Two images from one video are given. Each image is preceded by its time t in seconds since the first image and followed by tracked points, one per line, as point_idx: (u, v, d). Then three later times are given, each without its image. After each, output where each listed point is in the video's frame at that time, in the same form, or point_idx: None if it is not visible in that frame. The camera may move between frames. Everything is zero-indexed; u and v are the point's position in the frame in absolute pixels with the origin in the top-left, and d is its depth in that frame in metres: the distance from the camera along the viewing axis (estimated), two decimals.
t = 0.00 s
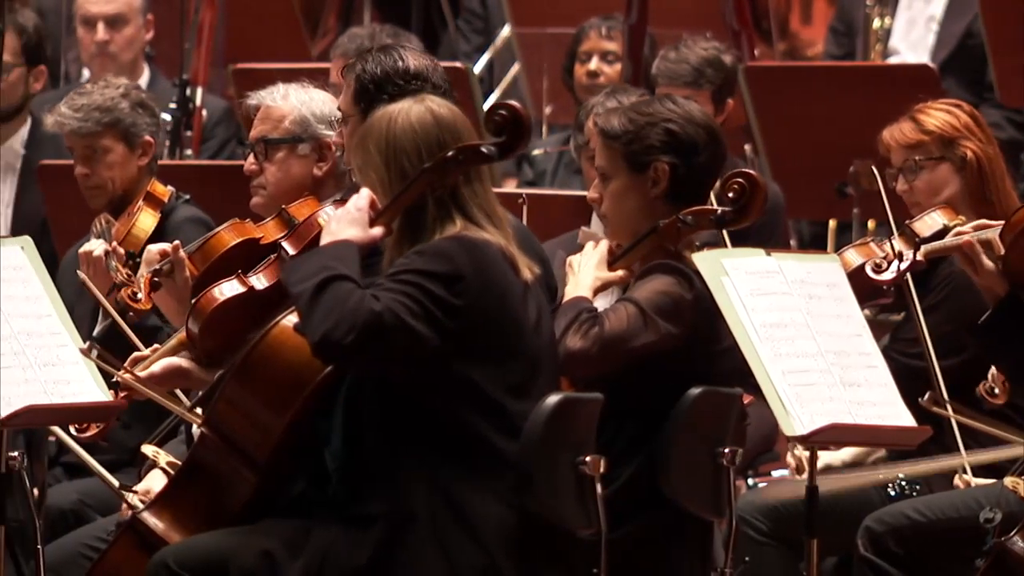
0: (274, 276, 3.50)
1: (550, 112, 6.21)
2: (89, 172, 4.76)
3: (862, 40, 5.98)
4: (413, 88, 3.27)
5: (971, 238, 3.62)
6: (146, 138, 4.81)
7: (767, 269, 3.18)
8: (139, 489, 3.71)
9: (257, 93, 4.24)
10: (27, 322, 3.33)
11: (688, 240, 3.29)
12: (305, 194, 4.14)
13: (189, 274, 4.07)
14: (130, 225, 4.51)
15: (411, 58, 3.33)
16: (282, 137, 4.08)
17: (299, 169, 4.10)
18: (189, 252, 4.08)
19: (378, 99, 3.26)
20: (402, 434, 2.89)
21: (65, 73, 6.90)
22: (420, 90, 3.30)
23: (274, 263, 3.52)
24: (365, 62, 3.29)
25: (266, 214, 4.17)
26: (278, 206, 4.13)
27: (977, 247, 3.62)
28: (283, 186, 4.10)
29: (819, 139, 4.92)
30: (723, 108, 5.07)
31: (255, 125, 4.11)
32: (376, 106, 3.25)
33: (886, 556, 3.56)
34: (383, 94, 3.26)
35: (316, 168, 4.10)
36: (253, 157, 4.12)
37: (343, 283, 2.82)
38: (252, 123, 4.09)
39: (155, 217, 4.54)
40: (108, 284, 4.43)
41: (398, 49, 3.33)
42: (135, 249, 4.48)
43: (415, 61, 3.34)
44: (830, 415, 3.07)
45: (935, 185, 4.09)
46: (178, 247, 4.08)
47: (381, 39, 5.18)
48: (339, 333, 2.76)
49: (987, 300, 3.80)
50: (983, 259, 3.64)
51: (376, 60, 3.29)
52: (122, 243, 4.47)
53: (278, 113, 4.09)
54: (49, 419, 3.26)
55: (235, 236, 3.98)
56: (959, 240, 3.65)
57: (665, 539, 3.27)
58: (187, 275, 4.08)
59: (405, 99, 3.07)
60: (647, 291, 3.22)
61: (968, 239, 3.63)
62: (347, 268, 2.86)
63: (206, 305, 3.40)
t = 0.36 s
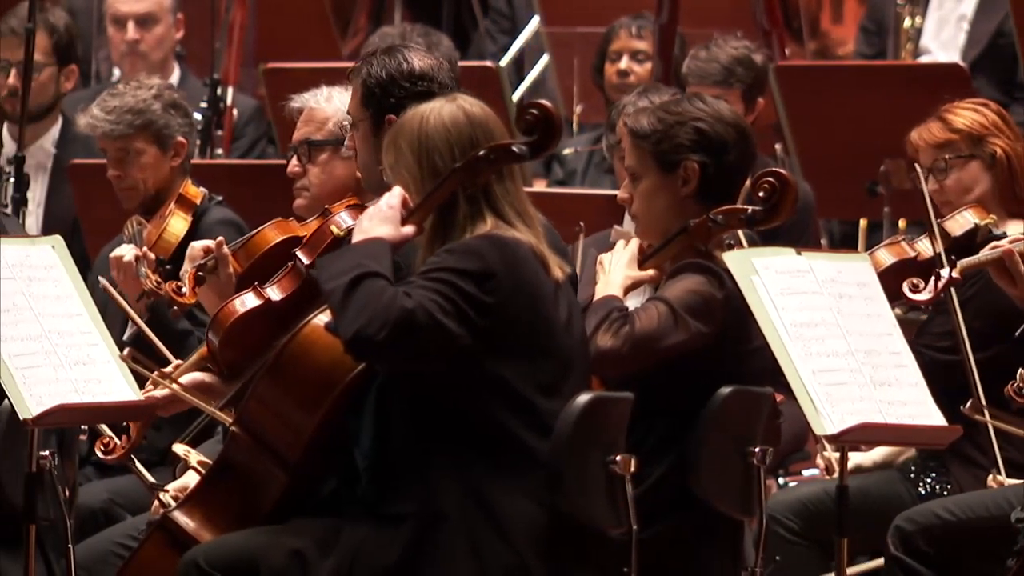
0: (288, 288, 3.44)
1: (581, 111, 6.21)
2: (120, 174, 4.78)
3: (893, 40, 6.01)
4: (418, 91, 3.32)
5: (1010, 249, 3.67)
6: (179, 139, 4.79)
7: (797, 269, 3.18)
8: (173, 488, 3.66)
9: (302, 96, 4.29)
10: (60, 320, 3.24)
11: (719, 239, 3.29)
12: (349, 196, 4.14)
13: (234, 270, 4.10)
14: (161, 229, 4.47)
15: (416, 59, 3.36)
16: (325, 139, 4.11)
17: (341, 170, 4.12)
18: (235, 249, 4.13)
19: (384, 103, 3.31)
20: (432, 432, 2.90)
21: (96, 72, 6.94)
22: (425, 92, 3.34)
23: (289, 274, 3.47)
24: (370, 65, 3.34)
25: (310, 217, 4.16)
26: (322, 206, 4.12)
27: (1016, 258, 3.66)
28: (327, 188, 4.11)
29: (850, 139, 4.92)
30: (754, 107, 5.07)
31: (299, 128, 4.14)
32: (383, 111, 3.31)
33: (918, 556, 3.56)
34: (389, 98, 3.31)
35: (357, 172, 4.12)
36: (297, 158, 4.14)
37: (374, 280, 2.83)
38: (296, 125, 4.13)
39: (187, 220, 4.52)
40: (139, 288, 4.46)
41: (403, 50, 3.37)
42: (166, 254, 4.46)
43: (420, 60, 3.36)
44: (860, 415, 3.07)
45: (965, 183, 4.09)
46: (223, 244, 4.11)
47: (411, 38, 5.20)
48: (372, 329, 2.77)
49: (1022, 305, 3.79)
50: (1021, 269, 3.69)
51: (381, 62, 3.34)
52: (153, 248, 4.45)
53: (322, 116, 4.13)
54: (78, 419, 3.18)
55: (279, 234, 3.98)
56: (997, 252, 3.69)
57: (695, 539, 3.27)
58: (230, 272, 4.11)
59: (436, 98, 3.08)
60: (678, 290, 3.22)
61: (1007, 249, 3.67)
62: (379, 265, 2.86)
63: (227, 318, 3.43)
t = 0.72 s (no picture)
0: (307, 294, 3.51)
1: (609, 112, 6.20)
2: (161, 176, 4.77)
3: (921, 40, 5.99)
4: (433, 94, 3.36)
5: None
6: (220, 141, 4.77)
7: (825, 269, 3.18)
8: (192, 481, 3.69)
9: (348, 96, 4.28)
10: (87, 321, 3.26)
11: (746, 239, 3.29)
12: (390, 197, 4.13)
13: (277, 262, 4.12)
14: (203, 232, 4.47)
15: (429, 60, 3.39)
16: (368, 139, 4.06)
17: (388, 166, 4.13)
18: (280, 242, 4.21)
19: (401, 107, 3.35)
20: (461, 432, 2.91)
21: (124, 73, 6.98)
22: (442, 95, 3.37)
23: (306, 280, 3.53)
24: (384, 68, 3.38)
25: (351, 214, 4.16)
26: (365, 205, 4.11)
27: None
28: (370, 189, 4.10)
29: (877, 140, 4.92)
30: (782, 108, 5.07)
31: (344, 129, 4.08)
32: (400, 114, 3.34)
33: (945, 557, 3.57)
34: (405, 101, 3.35)
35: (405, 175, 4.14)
36: (341, 158, 4.11)
37: (404, 279, 2.84)
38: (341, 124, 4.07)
39: (228, 224, 4.51)
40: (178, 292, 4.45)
41: (416, 52, 3.39)
42: (207, 258, 4.46)
43: (434, 62, 3.39)
44: (888, 415, 3.07)
45: (992, 183, 4.09)
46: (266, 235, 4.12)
47: (439, 38, 5.22)
48: (401, 328, 2.78)
49: None
50: None
51: (393, 65, 3.37)
52: (194, 251, 4.45)
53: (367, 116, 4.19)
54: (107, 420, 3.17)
55: (323, 228, 4.11)
56: None
57: (723, 539, 3.27)
58: (274, 262, 4.12)
59: (465, 99, 3.10)
60: (706, 291, 3.23)
61: None
62: (408, 265, 2.87)
63: (248, 324, 3.49)
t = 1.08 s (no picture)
0: (337, 295, 3.55)
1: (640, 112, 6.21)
2: (200, 176, 4.79)
3: (953, 40, 5.99)
4: (464, 95, 3.37)
5: None
6: (258, 142, 4.80)
7: (857, 269, 3.18)
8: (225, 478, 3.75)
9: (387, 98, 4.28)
10: (119, 321, 3.28)
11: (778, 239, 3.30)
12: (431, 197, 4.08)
13: (313, 256, 4.16)
14: (242, 233, 4.48)
15: (459, 60, 3.41)
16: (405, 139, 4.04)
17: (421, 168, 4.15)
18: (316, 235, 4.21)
19: (430, 108, 3.36)
20: (493, 430, 2.92)
21: (156, 73, 7.02)
22: (471, 95, 3.39)
23: (336, 280, 3.58)
24: (413, 68, 3.41)
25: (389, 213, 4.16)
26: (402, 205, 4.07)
27: None
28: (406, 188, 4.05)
29: (909, 140, 4.92)
30: (814, 108, 5.07)
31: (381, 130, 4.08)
32: (430, 115, 3.36)
33: (977, 558, 3.58)
34: (435, 101, 3.36)
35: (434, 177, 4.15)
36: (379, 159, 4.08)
37: (439, 277, 2.85)
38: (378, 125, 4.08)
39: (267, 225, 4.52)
40: (217, 291, 4.47)
41: (446, 52, 3.42)
42: (245, 258, 4.46)
43: (463, 62, 3.41)
44: (920, 416, 3.07)
45: None
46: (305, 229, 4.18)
47: (470, 38, 5.24)
48: (436, 325, 2.80)
49: None
50: None
51: (423, 66, 3.40)
52: (233, 252, 4.46)
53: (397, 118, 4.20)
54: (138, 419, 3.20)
55: (359, 224, 4.15)
56: None
57: (754, 539, 3.28)
58: (310, 257, 4.17)
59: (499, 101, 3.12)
60: (738, 290, 3.23)
61: None
62: (443, 263, 2.88)
63: (278, 326, 3.51)
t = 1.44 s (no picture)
0: (372, 292, 3.57)
1: (674, 112, 6.21)
2: (235, 176, 4.81)
3: (988, 39, 5.98)
4: (500, 94, 3.38)
5: None
6: (292, 142, 4.83)
7: (890, 269, 3.18)
8: (266, 482, 3.74)
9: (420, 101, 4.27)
10: (152, 320, 3.31)
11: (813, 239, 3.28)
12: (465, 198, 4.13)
13: (349, 251, 4.19)
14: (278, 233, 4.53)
15: (496, 60, 3.42)
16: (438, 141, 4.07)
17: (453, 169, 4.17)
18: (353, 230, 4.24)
19: (467, 106, 3.38)
20: (528, 429, 2.93)
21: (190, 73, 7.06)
22: (507, 94, 3.39)
23: (371, 279, 3.58)
24: (451, 68, 3.42)
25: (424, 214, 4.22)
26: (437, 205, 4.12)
27: None
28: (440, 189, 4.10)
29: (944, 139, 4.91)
30: (848, 107, 5.06)
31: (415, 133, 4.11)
32: (467, 113, 3.37)
33: (1010, 557, 3.58)
34: (472, 100, 3.37)
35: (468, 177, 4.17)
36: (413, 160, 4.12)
37: (475, 276, 2.86)
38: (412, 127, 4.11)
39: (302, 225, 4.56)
40: (252, 292, 4.46)
41: (482, 52, 3.43)
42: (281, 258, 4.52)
43: (501, 62, 3.42)
44: (954, 416, 3.07)
45: None
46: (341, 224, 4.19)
47: (504, 38, 5.25)
48: (474, 324, 2.80)
49: None
50: None
51: (461, 65, 3.41)
52: (268, 253, 4.51)
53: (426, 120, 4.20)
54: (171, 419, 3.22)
55: (395, 220, 4.17)
56: None
57: (787, 539, 3.29)
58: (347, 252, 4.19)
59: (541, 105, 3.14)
60: (772, 290, 3.23)
61: None
62: (481, 262, 2.90)
63: (311, 323, 3.54)
